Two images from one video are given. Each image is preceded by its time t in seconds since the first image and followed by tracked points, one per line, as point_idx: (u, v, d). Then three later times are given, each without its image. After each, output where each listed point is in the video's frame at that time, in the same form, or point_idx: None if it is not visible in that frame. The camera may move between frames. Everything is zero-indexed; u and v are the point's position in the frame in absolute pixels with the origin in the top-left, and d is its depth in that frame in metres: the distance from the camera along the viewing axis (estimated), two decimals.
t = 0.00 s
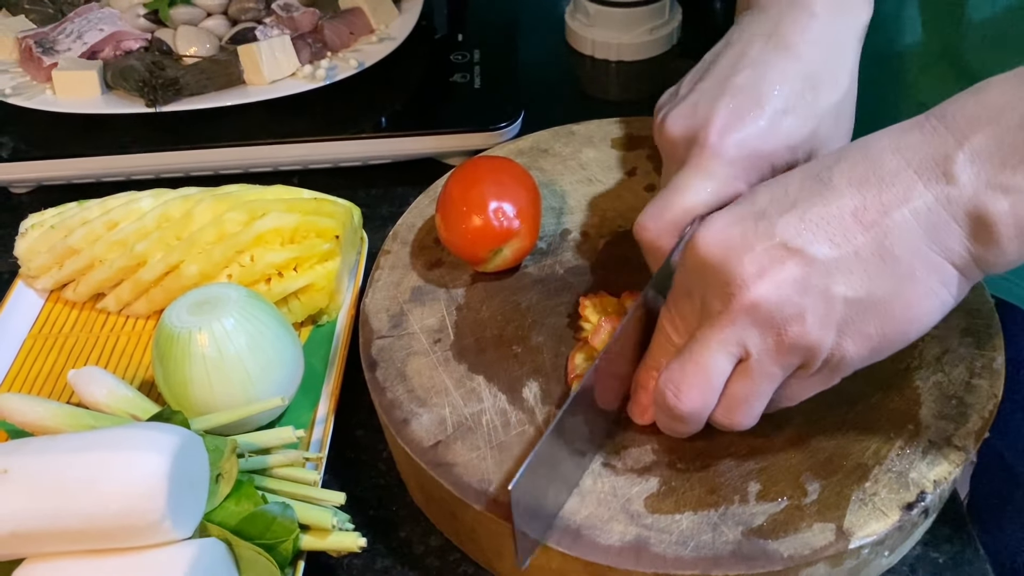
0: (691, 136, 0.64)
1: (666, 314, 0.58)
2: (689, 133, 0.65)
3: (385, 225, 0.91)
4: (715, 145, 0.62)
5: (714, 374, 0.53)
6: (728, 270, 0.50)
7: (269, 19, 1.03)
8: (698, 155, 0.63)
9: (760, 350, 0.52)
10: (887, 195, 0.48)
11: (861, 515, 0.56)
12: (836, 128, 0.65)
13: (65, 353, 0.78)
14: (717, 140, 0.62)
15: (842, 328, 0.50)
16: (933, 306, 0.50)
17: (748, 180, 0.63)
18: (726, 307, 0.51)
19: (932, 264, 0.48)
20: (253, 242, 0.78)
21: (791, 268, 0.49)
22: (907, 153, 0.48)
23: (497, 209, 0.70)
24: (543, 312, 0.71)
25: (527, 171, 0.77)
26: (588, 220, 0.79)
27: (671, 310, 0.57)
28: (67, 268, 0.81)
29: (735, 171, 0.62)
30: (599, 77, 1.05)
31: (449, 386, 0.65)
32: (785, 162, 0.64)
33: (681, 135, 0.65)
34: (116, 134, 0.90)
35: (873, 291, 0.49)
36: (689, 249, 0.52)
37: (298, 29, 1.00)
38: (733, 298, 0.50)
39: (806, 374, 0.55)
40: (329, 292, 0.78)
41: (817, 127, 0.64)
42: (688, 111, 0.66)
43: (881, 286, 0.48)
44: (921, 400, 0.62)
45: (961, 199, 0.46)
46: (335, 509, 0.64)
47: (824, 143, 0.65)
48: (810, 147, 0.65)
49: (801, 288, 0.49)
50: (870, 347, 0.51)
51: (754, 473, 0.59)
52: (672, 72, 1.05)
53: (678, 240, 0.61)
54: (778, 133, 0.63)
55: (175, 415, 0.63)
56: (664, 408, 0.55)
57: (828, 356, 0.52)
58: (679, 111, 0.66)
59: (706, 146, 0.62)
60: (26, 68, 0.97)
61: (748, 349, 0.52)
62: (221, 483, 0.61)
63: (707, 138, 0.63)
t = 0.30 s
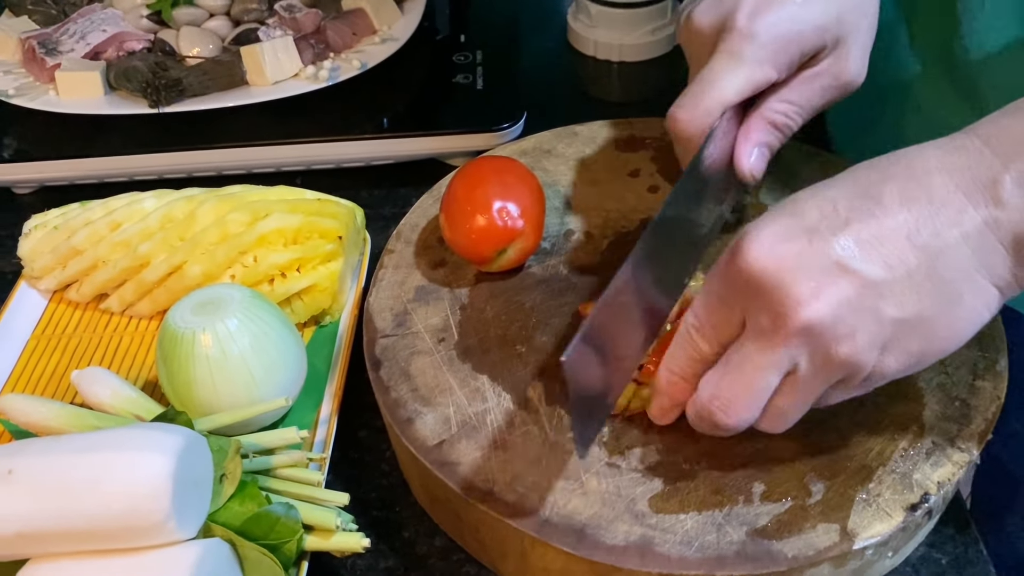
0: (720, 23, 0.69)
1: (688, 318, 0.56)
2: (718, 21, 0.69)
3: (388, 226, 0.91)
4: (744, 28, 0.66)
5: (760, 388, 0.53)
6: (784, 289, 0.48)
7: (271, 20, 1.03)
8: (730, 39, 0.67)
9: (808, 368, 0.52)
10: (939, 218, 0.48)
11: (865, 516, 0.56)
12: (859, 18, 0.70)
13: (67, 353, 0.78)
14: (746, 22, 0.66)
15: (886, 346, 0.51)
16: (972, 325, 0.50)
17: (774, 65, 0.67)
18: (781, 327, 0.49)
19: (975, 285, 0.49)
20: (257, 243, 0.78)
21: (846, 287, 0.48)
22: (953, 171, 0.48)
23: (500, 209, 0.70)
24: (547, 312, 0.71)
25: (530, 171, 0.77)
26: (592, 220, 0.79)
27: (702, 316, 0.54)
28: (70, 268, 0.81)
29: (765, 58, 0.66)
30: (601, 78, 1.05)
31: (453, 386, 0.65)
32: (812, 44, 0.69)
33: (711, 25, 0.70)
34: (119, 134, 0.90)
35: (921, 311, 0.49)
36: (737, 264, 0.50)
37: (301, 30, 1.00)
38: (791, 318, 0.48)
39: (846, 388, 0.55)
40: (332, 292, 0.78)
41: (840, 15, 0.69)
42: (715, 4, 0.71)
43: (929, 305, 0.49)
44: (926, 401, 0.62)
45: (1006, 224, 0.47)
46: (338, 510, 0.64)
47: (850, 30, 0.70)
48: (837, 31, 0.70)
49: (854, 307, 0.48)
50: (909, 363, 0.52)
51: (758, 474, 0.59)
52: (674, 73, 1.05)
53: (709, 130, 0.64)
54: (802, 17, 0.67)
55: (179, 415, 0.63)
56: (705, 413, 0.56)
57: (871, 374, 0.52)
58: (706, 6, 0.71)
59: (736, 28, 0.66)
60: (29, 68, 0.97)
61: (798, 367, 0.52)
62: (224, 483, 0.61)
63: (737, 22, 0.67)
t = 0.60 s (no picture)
0: (692, 142, 0.64)
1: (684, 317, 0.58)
2: (690, 140, 0.65)
3: (390, 224, 0.91)
4: (717, 151, 0.62)
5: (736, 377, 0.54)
6: (751, 275, 0.50)
7: (273, 18, 1.03)
8: (701, 161, 0.63)
9: (780, 355, 0.52)
10: (905, 203, 0.47)
11: (867, 512, 0.56)
12: (839, 136, 0.65)
13: (71, 350, 0.79)
14: (719, 145, 0.62)
15: (860, 333, 0.51)
16: (953, 311, 0.50)
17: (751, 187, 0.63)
18: (750, 314, 0.51)
19: (951, 270, 0.48)
20: (260, 240, 0.78)
21: (810, 273, 0.49)
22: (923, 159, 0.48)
23: (503, 208, 0.70)
24: (549, 310, 0.71)
25: (533, 169, 0.77)
26: (593, 218, 0.79)
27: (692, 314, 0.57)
28: (73, 266, 0.81)
29: (740, 178, 0.62)
30: (603, 76, 1.05)
31: (455, 384, 0.65)
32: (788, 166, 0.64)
33: (684, 142, 0.65)
34: (122, 132, 0.90)
35: (893, 297, 0.49)
36: (709, 253, 0.52)
37: (303, 28, 1.00)
38: (756, 304, 0.50)
39: (826, 376, 0.55)
40: (335, 290, 0.78)
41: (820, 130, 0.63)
42: (690, 116, 0.65)
43: (900, 292, 0.48)
44: (928, 397, 0.62)
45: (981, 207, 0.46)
46: (341, 506, 0.65)
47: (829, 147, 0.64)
48: (814, 151, 0.64)
49: (821, 294, 0.49)
50: (887, 351, 0.52)
51: (760, 470, 0.59)
52: (676, 71, 1.05)
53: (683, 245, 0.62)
54: (781, 137, 0.62)
55: (182, 412, 0.63)
56: (687, 405, 0.57)
57: (847, 361, 0.52)
58: (682, 119, 0.66)
59: (709, 151, 0.62)
60: (32, 66, 0.97)
61: (770, 354, 0.53)
62: (228, 480, 0.61)
63: (709, 144, 0.62)
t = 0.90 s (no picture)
0: (721, 37, 0.66)
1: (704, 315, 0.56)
2: (720, 35, 0.66)
3: (390, 226, 0.91)
4: (747, 41, 0.63)
5: (774, 377, 0.53)
6: (797, 278, 0.48)
7: (273, 21, 1.03)
8: (732, 52, 0.64)
9: (821, 356, 0.52)
10: (944, 202, 0.47)
11: (865, 515, 0.56)
12: (862, 30, 0.66)
13: (71, 354, 0.79)
14: (748, 35, 0.63)
15: (897, 332, 0.50)
16: (981, 308, 0.50)
17: (779, 80, 0.64)
18: (793, 315, 0.50)
19: (983, 267, 0.49)
20: (259, 243, 0.78)
21: (856, 274, 0.48)
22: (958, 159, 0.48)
23: (502, 210, 0.70)
24: (548, 312, 0.71)
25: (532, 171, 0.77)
26: (592, 221, 0.79)
27: (721, 313, 0.55)
28: (73, 269, 0.81)
29: (768, 71, 0.63)
30: (603, 78, 1.05)
31: (455, 386, 0.65)
32: (816, 59, 0.65)
33: (713, 39, 0.67)
34: (122, 135, 0.91)
35: (930, 296, 0.49)
36: (746, 254, 0.50)
37: (303, 31, 1.00)
38: (802, 305, 0.48)
39: (857, 374, 0.55)
40: (335, 293, 0.78)
41: (842, 25, 0.65)
42: (717, 16, 0.67)
43: (938, 289, 0.49)
44: (927, 401, 0.62)
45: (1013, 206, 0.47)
46: (341, 509, 0.65)
47: (854, 41, 0.66)
48: (839, 44, 0.65)
49: (866, 294, 0.48)
50: (920, 348, 0.52)
51: (759, 474, 0.59)
52: (675, 73, 1.05)
53: (714, 142, 0.62)
54: (807, 29, 0.64)
55: (182, 415, 0.64)
56: (724, 405, 0.57)
57: (882, 360, 0.52)
58: (707, 19, 0.68)
59: (738, 42, 0.63)
60: (32, 69, 0.98)
61: (811, 354, 0.52)
62: (228, 483, 0.61)
63: (739, 35, 0.63)
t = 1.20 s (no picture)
0: (715, 121, 0.65)
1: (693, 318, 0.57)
2: (712, 118, 0.65)
3: (386, 226, 0.91)
4: (740, 129, 0.62)
5: (737, 377, 0.53)
6: (750, 274, 0.49)
7: (269, 20, 1.03)
8: (724, 140, 0.63)
9: (785, 355, 0.52)
10: (903, 198, 0.47)
11: (862, 516, 0.55)
12: (858, 113, 0.65)
13: (66, 354, 0.78)
14: (742, 123, 0.62)
15: (862, 331, 0.50)
16: (952, 308, 0.49)
17: (772, 166, 0.64)
18: (750, 311, 0.50)
19: (948, 265, 0.48)
20: (254, 243, 0.78)
21: (812, 270, 0.48)
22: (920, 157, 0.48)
23: (497, 210, 0.70)
24: (544, 313, 0.71)
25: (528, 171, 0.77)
26: (588, 221, 0.79)
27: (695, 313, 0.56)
28: (67, 269, 0.81)
29: (761, 156, 0.63)
30: (600, 78, 1.05)
31: (449, 387, 0.65)
32: (811, 143, 0.64)
33: (706, 121, 0.66)
34: (117, 135, 0.90)
35: (892, 293, 0.48)
36: (708, 254, 0.52)
37: (299, 30, 1.00)
38: (756, 300, 0.49)
39: (829, 376, 0.54)
40: (330, 293, 0.78)
41: (837, 112, 0.64)
42: (711, 98, 0.66)
43: (901, 287, 0.48)
44: (925, 402, 0.62)
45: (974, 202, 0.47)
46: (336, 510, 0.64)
47: (850, 123, 0.65)
48: (834, 127, 0.64)
49: (822, 291, 0.48)
50: (889, 349, 0.51)
51: (755, 475, 0.59)
52: (672, 72, 1.04)
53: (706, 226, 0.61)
54: (803, 115, 0.63)
55: (176, 416, 0.63)
56: (696, 408, 0.57)
57: (849, 360, 0.51)
58: (701, 100, 0.66)
59: (731, 130, 0.63)
60: (27, 69, 0.97)
61: (774, 354, 0.52)
62: (221, 484, 0.61)
63: (732, 122, 0.63)
